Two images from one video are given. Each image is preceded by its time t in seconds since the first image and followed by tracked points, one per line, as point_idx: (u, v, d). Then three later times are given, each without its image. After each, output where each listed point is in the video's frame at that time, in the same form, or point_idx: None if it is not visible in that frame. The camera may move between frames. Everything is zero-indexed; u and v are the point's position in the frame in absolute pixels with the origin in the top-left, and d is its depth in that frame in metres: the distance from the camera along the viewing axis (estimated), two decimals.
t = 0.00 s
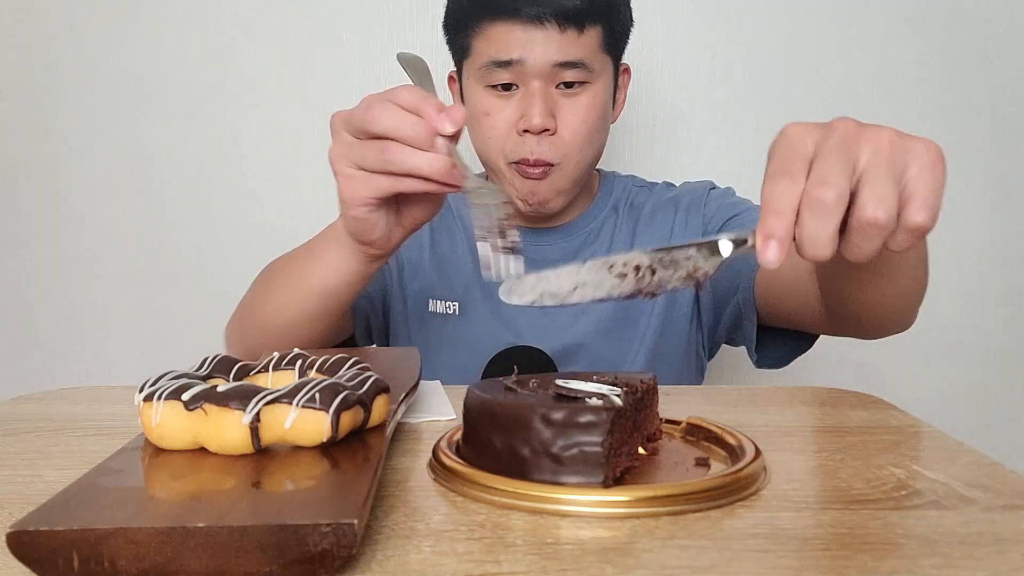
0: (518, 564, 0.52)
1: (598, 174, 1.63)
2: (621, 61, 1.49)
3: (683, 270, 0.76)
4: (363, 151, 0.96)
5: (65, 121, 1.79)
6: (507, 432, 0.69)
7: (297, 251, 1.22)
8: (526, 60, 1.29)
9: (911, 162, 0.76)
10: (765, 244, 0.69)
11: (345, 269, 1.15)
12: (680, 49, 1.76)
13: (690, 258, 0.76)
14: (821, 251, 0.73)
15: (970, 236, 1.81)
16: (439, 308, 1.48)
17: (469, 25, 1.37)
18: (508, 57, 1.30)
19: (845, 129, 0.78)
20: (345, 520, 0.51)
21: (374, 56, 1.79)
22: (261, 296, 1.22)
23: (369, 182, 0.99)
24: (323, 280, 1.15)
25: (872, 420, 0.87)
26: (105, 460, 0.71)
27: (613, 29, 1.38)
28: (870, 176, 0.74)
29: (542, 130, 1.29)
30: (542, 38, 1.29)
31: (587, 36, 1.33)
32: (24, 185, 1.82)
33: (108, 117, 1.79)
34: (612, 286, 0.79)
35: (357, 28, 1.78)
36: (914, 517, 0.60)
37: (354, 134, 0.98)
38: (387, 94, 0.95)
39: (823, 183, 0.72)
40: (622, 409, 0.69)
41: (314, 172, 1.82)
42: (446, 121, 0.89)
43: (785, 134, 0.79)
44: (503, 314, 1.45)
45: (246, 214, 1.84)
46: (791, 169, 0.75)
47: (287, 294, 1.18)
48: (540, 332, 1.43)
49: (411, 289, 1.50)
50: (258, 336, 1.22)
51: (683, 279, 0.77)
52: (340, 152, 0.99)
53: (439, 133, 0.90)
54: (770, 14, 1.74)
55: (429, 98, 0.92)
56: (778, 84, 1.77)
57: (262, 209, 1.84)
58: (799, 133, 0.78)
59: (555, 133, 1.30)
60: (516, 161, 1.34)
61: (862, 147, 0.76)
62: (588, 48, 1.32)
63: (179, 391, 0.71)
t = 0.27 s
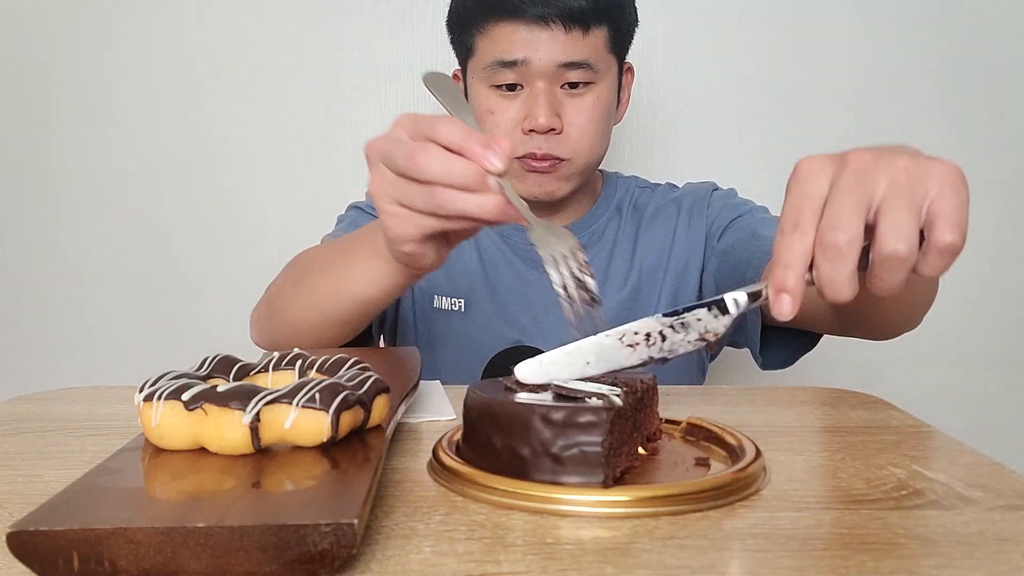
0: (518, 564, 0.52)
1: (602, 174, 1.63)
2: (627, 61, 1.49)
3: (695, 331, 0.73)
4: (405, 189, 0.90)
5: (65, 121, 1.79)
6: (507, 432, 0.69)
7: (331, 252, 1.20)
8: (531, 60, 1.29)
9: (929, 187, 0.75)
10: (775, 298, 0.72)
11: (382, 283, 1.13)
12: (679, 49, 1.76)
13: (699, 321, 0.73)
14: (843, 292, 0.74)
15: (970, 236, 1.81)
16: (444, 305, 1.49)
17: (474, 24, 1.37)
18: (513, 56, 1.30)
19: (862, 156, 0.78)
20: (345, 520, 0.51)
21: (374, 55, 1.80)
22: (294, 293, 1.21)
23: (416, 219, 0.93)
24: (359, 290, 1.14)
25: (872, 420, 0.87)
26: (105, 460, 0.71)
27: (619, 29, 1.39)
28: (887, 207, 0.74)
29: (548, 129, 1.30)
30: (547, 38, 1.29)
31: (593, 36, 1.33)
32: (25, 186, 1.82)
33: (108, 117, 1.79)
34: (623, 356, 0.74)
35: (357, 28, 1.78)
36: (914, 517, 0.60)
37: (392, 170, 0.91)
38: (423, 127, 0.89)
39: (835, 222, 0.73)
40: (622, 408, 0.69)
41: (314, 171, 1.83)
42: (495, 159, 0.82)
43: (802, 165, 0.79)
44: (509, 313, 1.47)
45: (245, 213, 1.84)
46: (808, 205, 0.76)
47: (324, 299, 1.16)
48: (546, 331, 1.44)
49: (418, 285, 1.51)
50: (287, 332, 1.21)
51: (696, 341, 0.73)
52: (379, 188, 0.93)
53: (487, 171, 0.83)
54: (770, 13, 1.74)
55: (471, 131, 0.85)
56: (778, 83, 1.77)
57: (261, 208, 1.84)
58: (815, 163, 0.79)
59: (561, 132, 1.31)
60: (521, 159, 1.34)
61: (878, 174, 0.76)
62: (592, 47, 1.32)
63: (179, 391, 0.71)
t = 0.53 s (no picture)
0: (518, 564, 0.52)
1: (606, 174, 1.63)
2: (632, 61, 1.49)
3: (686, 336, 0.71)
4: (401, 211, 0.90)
5: (67, 121, 1.79)
6: (506, 432, 0.69)
7: (336, 259, 1.20)
8: (538, 60, 1.29)
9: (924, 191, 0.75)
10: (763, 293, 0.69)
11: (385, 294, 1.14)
12: (680, 48, 1.76)
13: (688, 326, 0.71)
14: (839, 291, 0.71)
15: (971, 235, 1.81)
16: (447, 305, 1.48)
17: (481, 24, 1.37)
18: (521, 56, 1.30)
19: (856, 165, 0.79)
20: (346, 520, 0.51)
21: (375, 54, 1.80)
22: (297, 298, 1.21)
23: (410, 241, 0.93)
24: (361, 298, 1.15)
25: (872, 420, 0.87)
26: (105, 460, 0.71)
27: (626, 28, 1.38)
28: (884, 211, 0.73)
29: (555, 129, 1.30)
30: (554, 38, 1.29)
31: (600, 36, 1.33)
32: (26, 186, 1.82)
33: (110, 117, 1.79)
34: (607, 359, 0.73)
35: (358, 28, 1.78)
36: (913, 517, 0.60)
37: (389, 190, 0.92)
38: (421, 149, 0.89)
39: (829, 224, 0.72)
40: (622, 408, 0.69)
41: (314, 171, 1.82)
42: (490, 186, 0.82)
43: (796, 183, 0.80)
44: (512, 314, 1.47)
45: (245, 213, 1.84)
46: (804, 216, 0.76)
47: (325, 306, 1.17)
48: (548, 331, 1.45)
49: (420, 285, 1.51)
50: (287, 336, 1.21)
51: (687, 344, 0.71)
52: (376, 207, 0.93)
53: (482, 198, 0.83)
54: (771, 12, 1.74)
55: (469, 156, 0.85)
56: (779, 83, 1.77)
57: (263, 207, 1.83)
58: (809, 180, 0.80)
59: (568, 133, 1.31)
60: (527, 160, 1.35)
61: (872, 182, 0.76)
62: (599, 48, 1.32)
63: (179, 391, 0.71)
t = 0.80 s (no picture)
0: (518, 564, 0.52)
1: (606, 175, 1.63)
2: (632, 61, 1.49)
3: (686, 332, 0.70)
4: (398, 211, 0.90)
5: (67, 121, 1.79)
6: (506, 432, 0.69)
7: (331, 255, 1.20)
8: (536, 62, 1.29)
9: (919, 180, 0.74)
10: (756, 287, 0.69)
11: (378, 290, 1.14)
12: (681, 48, 1.76)
13: (686, 321, 0.70)
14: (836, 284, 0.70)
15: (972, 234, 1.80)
16: (447, 307, 1.49)
17: (480, 26, 1.36)
18: (519, 59, 1.30)
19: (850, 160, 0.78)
20: (346, 520, 0.51)
21: (375, 54, 1.80)
22: (292, 293, 1.21)
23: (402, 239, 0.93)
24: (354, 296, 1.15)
25: (871, 419, 0.87)
26: (105, 460, 0.71)
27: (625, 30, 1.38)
28: (878, 204, 0.73)
29: (553, 132, 1.30)
30: (552, 40, 1.29)
31: (598, 38, 1.32)
32: (27, 186, 1.82)
33: (110, 117, 1.79)
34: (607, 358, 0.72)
35: (358, 28, 1.78)
36: (913, 517, 0.60)
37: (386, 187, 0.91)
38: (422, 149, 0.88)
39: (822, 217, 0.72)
40: (622, 408, 0.69)
41: (314, 170, 1.82)
42: (490, 196, 0.81)
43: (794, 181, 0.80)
44: (511, 315, 1.46)
45: (245, 213, 1.84)
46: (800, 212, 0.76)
47: (318, 302, 1.16)
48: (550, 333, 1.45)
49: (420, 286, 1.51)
50: (280, 332, 1.21)
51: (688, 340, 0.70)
52: (370, 203, 0.93)
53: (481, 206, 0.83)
54: (771, 11, 1.74)
55: (470, 162, 0.85)
56: (779, 82, 1.77)
57: (263, 207, 1.83)
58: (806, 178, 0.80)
59: (566, 135, 1.31)
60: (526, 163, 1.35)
61: (866, 175, 0.75)
62: (598, 50, 1.32)
63: (179, 391, 0.71)
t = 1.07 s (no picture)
0: (518, 564, 0.52)
1: (606, 175, 1.64)
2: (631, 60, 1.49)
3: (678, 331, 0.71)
4: (410, 197, 0.90)
5: (67, 122, 1.80)
6: (503, 432, 0.69)
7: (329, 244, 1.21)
8: (534, 62, 1.29)
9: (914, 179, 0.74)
10: (748, 282, 0.69)
11: (368, 274, 1.12)
12: (680, 48, 1.76)
13: (678, 321, 0.71)
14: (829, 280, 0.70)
15: (972, 234, 1.81)
16: (446, 309, 1.49)
17: (477, 27, 1.36)
18: (516, 59, 1.30)
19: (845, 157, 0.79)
20: (346, 520, 0.51)
21: (374, 54, 1.80)
22: (292, 281, 1.22)
23: (408, 226, 0.93)
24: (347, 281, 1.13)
25: (871, 419, 0.87)
26: (105, 460, 0.71)
27: (623, 29, 1.39)
28: (872, 199, 0.73)
29: (552, 132, 1.30)
30: (550, 40, 1.29)
31: (596, 38, 1.33)
32: (27, 187, 1.83)
33: (110, 118, 1.79)
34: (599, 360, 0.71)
35: (357, 27, 1.78)
36: (913, 517, 0.60)
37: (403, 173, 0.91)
38: (450, 142, 0.89)
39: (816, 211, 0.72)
40: (619, 408, 0.69)
41: (315, 170, 1.83)
42: (511, 195, 0.82)
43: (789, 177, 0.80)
44: (511, 317, 1.46)
45: (246, 214, 1.84)
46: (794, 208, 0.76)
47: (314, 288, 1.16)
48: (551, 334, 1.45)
49: (421, 288, 1.52)
50: (280, 321, 1.22)
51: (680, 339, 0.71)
52: (383, 184, 0.93)
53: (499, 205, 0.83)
54: (771, 12, 1.74)
55: (495, 158, 0.85)
56: (779, 82, 1.77)
57: (263, 207, 1.83)
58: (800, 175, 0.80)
59: (565, 136, 1.31)
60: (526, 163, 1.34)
61: (861, 172, 0.76)
62: (595, 49, 1.32)
63: (179, 391, 0.71)
